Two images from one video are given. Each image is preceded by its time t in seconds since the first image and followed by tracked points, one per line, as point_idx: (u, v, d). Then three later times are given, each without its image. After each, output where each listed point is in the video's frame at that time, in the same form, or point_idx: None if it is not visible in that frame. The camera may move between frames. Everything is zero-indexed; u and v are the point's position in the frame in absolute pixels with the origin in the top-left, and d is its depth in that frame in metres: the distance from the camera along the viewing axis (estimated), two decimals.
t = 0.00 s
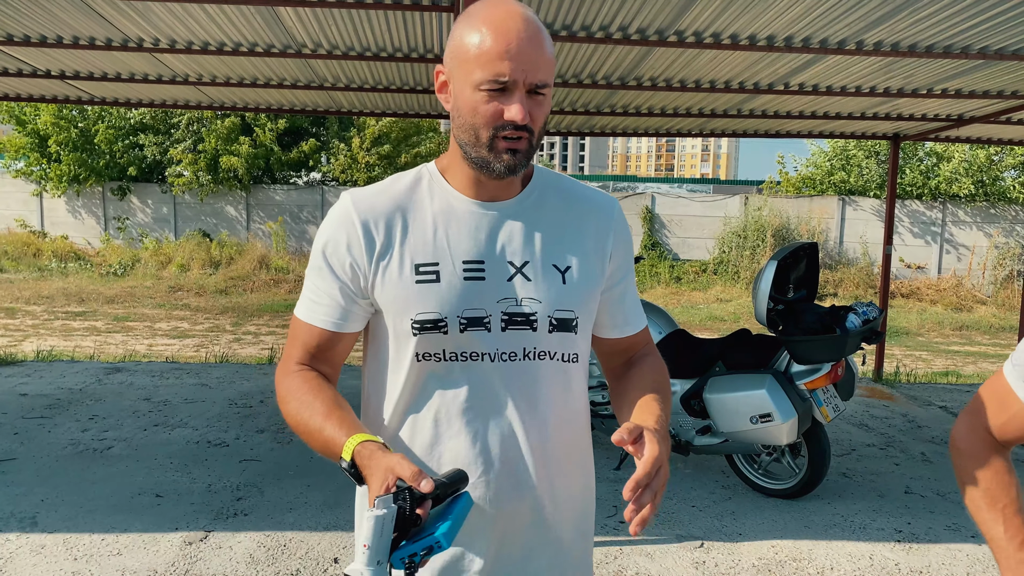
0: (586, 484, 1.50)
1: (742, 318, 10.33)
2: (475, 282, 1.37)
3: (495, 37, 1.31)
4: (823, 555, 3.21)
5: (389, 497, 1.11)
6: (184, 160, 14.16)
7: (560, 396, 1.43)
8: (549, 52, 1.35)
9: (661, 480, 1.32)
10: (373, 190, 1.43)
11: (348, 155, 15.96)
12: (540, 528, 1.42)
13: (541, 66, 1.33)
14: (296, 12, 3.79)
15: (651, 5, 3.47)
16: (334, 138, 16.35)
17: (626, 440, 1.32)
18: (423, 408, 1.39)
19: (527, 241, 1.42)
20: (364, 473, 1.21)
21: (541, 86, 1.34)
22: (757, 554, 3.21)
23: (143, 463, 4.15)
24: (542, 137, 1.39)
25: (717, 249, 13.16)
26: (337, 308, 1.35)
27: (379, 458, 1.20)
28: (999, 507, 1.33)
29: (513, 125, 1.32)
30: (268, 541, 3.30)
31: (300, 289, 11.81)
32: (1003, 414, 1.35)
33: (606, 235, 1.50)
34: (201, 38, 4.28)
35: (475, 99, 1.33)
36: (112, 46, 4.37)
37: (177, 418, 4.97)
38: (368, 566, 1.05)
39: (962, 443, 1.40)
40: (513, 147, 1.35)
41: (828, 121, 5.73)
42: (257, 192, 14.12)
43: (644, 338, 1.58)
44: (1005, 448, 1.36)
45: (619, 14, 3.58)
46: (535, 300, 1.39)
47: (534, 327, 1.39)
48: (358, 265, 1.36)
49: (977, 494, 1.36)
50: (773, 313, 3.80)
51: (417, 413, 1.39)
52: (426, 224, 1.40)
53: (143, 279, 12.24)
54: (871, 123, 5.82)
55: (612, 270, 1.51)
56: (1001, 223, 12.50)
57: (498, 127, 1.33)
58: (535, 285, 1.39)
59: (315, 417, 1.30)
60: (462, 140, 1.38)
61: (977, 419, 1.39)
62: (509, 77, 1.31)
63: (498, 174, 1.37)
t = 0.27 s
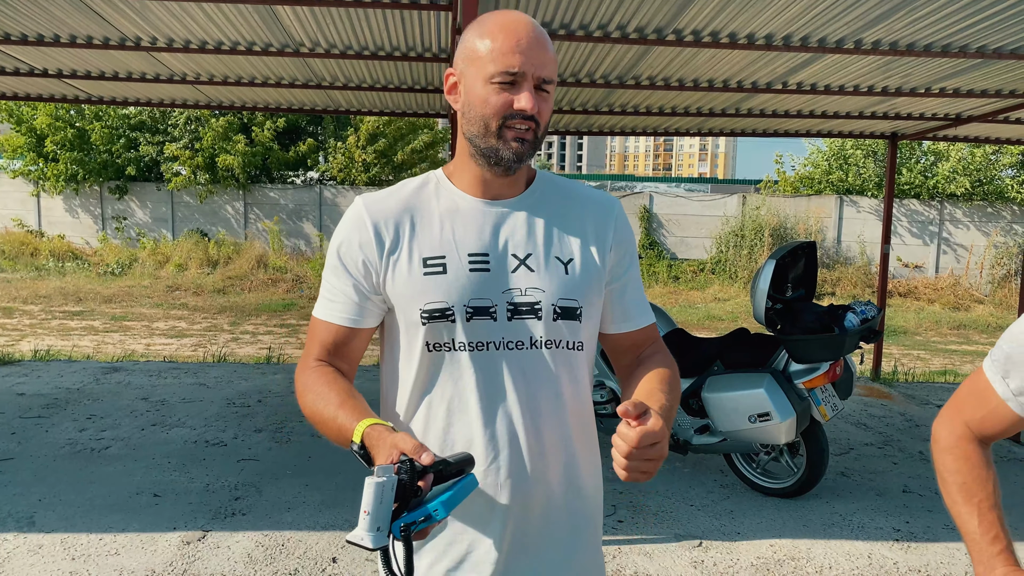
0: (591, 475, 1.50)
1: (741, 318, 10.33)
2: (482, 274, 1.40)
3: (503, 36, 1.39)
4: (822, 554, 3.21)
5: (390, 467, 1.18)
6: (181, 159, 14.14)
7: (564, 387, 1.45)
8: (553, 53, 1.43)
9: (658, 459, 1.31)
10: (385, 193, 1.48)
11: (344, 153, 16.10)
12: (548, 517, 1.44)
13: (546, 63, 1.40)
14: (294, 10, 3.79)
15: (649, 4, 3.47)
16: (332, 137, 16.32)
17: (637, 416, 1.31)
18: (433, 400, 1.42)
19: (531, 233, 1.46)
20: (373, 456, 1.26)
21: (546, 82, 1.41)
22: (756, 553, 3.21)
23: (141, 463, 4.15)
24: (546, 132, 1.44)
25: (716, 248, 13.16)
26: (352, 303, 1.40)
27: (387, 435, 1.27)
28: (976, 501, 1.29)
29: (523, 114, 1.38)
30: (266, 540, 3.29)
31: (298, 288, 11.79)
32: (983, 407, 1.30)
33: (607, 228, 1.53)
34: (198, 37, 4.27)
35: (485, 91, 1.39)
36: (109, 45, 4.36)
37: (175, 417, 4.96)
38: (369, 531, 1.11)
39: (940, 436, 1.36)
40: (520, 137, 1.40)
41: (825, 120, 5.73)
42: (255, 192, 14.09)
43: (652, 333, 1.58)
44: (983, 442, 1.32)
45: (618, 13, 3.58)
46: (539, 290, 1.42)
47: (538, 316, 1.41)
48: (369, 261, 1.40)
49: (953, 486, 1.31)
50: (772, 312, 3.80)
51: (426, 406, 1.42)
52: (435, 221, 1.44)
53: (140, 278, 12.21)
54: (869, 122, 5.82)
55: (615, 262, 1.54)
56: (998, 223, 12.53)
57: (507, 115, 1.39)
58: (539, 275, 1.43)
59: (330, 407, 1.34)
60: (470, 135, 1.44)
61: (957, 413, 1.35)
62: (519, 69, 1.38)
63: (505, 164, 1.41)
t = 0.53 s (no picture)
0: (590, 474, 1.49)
1: (739, 316, 10.34)
2: (486, 274, 1.40)
3: (504, 33, 1.39)
4: (820, 553, 3.21)
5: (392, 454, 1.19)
6: (179, 157, 14.11)
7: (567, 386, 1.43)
8: (555, 49, 1.42)
9: (659, 470, 1.29)
10: (397, 189, 1.49)
11: (342, 151, 16.11)
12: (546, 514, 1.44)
13: (548, 59, 1.40)
14: (293, 8, 3.78)
15: (648, 2, 3.46)
16: (331, 136, 16.31)
17: (641, 424, 1.29)
18: (438, 394, 1.42)
19: (536, 232, 1.45)
20: (378, 446, 1.26)
21: (548, 76, 1.40)
22: (754, 552, 3.21)
23: (139, 462, 4.14)
24: (550, 129, 1.44)
25: (714, 247, 13.17)
26: (364, 298, 1.40)
27: (395, 425, 1.27)
28: (951, 498, 1.29)
29: (520, 109, 1.39)
30: (264, 539, 3.29)
31: (297, 287, 11.77)
32: (958, 403, 1.29)
33: (616, 225, 1.49)
34: (196, 35, 4.26)
35: (485, 87, 1.40)
36: (106, 42, 4.35)
37: (173, 416, 4.96)
38: (371, 515, 1.13)
39: (916, 431, 1.35)
40: (519, 132, 1.40)
41: (824, 119, 5.73)
42: (253, 190, 14.07)
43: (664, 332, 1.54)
44: (959, 437, 1.31)
45: (616, 11, 3.57)
46: (542, 291, 1.41)
47: (541, 317, 1.41)
48: (379, 257, 1.41)
49: (928, 482, 1.31)
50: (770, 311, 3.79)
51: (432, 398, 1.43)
52: (442, 218, 1.45)
53: (138, 277, 12.19)
54: (868, 121, 5.82)
55: (624, 261, 1.50)
56: (996, 222, 12.54)
57: (505, 111, 1.39)
58: (542, 276, 1.42)
59: (339, 397, 1.34)
60: (475, 132, 1.44)
61: (932, 408, 1.34)
62: (515, 62, 1.38)
63: (507, 160, 1.42)
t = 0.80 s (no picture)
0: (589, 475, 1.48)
1: (738, 315, 10.35)
2: (487, 278, 1.42)
3: (514, 39, 1.37)
4: (818, 550, 3.22)
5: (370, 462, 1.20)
6: (178, 156, 14.09)
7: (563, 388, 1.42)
8: (565, 55, 1.40)
9: (656, 467, 1.28)
10: (402, 185, 1.50)
11: (341, 149, 16.12)
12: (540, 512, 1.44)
13: (557, 67, 1.38)
14: (292, 7, 3.78)
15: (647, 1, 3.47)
16: (329, 134, 16.29)
17: (636, 421, 1.29)
18: (438, 389, 1.44)
19: (539, 235, 1.46)
20: (364, 444, 1.30)
21: (556, 85, 1.39)
22: (752, 550, 3.23)
23: (138, 460, 4.14)
24: (556, 138, 1.43)
25: (713, 245, 13.17)
26: (364, 294, 1.43)
27: (383, 428, 1.28)
28: (935, 496, 1.30)
29: (525, 121, 1.38)
30: (264, 537, 3.29)
31: (295, 286, 11.76)
32: (941, 402, 1.30)
33: (621, 228, 1.48)
34: (195, 33, 4.25)
35: (492, 95, 1.40)
36: (105, 41, 4.34)
37: (172, 414, 4.96)
38: (345, 521, 1.14)
39: (900, 430, 1.36)
40: (526, 142, 1.39)
41: (822, 117, 5.74)
42: (252, 188, 14.05)
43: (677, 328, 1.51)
44: (943, 436, 1.32)
45: (615, 9, 3.57)
46: (542, 297, 1.42)
47: (541, 322, 1.41)
48: (382, 254, 1.43)
49: (912, 481, 1.32)
50: (769, 309, 3.79)
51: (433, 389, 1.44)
52: (445, 219, 1.46)
53: (137, 276, 12.17)
54: (866, 119, 5.83)
55: (628, 264, 1.48)
56: (994, 221, 12.56)
57: (511, 122, 1.39)
58: (542, 282, 1.42)
59: (333, 390, 1.37)
60: (481, 138, 1.44)
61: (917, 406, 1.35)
62: (522, 72, 1.37)
63: (511, 169, 1.42)
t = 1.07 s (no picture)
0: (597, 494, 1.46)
1: (737, 313, 10.36)
2: (493, 285, 1.41)
3: (516, 53, 1.39)
4: (818, 548, 3.22)
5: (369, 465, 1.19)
6: (178, 155, 14.09)
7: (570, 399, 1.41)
8: (566, 70, 1.43)
9: (667, 459, 1.30)
10: (401, 205, 1.49)
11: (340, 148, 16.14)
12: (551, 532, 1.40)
13: (558, 80, 1.41)
14: (291, 5, 3.77)
15: None
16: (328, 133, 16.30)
17: (651, 409, 1.29)
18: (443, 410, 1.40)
19: (543, 245, 1.46)
20: (361, 455, 1.28)
21: (558, 97, 1.41)
22: (752, 548, 3.23)
23: (138, 458, 4.14)
24: (556, 150, 1.44)
25: (713, 244, 13.17)
26: (364, 310, 1.40)
27: (379, 436, 1.28)
28: (925, 495, 1.29)
29: (528, 130, 1.39)
30: (263, 535, 3.29)
31: (295, 284, 11.77)
32: (930, 401, 1.29)
33: (620, 243, 1.50)
34: (194, 31, 4.25)
35: (495, 106, 1.40)
36: (105, 39, 4.34)
37: (172, 413, 4.96)
38: (345, 525, 1.14)
39: (888, 429, 1.36)
40: (527, 151, 1.40)
41: (822, 116, 5.74)
42: (251, 187, 14.04)
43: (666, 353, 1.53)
44: (930, 435, 1.32)
45: (614, 8, 3.57)
46: (550, 302, 1.41)
47: (549, 328, 1.40)
48: (382, 269, 1.41)
49: (902, 480, 1.32)
50: (768, 307, 3.79)
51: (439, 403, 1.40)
52: (447, 234, 1.44)
53: (136, 274, 12.17)
54: (865, 117, 5.83)
55: (626, 278, 1.50)
56: (992, 220, 12.57)
57: (514, 131, 1.40)
58: (549, 288, 1.42)
59: (328, 408, 1.35)
60: (482, 148, 1.45)
61: (904, 404, 1.35)
62: (526, 83, 1.38)
63: (513, 179, 1.42)
